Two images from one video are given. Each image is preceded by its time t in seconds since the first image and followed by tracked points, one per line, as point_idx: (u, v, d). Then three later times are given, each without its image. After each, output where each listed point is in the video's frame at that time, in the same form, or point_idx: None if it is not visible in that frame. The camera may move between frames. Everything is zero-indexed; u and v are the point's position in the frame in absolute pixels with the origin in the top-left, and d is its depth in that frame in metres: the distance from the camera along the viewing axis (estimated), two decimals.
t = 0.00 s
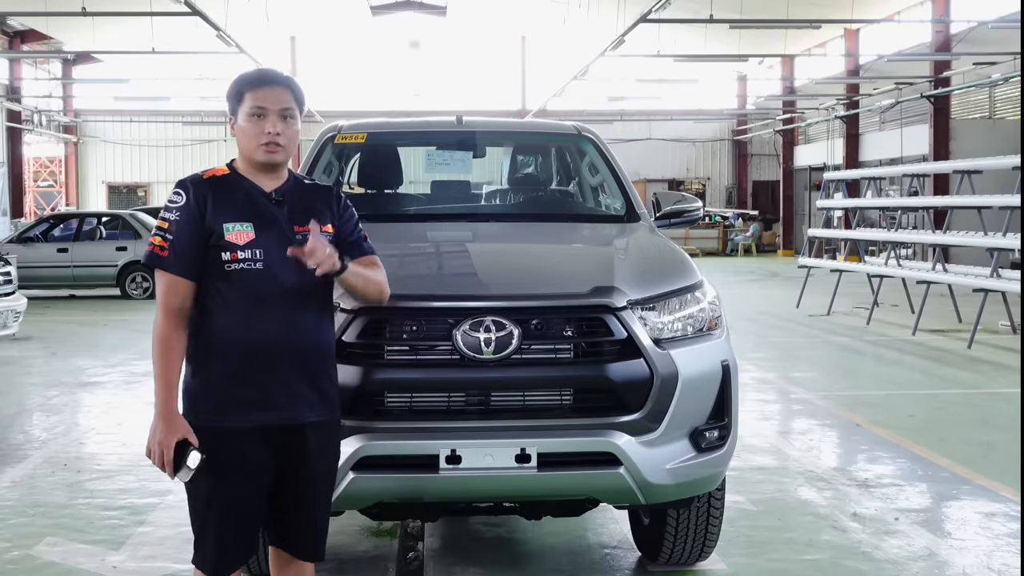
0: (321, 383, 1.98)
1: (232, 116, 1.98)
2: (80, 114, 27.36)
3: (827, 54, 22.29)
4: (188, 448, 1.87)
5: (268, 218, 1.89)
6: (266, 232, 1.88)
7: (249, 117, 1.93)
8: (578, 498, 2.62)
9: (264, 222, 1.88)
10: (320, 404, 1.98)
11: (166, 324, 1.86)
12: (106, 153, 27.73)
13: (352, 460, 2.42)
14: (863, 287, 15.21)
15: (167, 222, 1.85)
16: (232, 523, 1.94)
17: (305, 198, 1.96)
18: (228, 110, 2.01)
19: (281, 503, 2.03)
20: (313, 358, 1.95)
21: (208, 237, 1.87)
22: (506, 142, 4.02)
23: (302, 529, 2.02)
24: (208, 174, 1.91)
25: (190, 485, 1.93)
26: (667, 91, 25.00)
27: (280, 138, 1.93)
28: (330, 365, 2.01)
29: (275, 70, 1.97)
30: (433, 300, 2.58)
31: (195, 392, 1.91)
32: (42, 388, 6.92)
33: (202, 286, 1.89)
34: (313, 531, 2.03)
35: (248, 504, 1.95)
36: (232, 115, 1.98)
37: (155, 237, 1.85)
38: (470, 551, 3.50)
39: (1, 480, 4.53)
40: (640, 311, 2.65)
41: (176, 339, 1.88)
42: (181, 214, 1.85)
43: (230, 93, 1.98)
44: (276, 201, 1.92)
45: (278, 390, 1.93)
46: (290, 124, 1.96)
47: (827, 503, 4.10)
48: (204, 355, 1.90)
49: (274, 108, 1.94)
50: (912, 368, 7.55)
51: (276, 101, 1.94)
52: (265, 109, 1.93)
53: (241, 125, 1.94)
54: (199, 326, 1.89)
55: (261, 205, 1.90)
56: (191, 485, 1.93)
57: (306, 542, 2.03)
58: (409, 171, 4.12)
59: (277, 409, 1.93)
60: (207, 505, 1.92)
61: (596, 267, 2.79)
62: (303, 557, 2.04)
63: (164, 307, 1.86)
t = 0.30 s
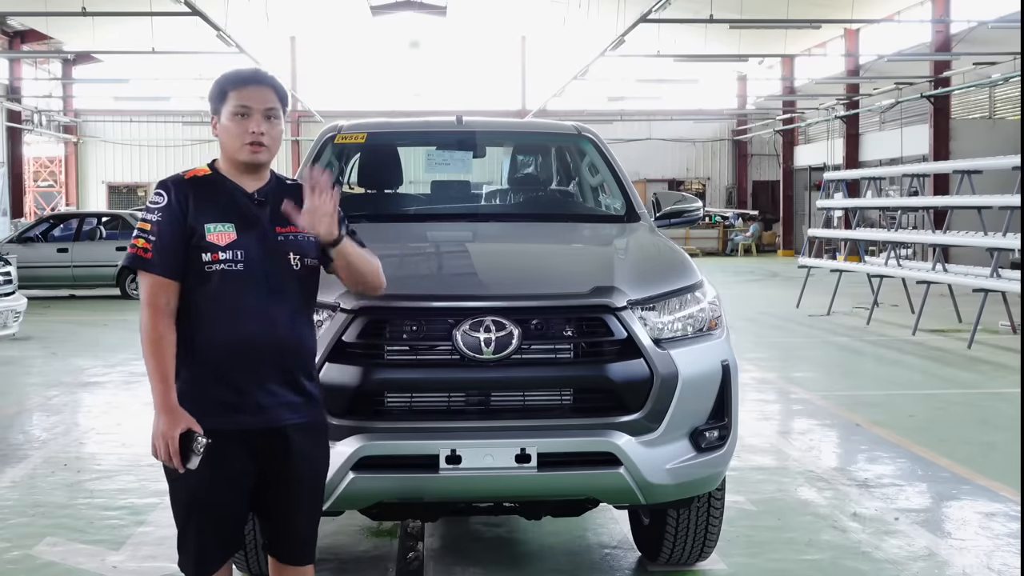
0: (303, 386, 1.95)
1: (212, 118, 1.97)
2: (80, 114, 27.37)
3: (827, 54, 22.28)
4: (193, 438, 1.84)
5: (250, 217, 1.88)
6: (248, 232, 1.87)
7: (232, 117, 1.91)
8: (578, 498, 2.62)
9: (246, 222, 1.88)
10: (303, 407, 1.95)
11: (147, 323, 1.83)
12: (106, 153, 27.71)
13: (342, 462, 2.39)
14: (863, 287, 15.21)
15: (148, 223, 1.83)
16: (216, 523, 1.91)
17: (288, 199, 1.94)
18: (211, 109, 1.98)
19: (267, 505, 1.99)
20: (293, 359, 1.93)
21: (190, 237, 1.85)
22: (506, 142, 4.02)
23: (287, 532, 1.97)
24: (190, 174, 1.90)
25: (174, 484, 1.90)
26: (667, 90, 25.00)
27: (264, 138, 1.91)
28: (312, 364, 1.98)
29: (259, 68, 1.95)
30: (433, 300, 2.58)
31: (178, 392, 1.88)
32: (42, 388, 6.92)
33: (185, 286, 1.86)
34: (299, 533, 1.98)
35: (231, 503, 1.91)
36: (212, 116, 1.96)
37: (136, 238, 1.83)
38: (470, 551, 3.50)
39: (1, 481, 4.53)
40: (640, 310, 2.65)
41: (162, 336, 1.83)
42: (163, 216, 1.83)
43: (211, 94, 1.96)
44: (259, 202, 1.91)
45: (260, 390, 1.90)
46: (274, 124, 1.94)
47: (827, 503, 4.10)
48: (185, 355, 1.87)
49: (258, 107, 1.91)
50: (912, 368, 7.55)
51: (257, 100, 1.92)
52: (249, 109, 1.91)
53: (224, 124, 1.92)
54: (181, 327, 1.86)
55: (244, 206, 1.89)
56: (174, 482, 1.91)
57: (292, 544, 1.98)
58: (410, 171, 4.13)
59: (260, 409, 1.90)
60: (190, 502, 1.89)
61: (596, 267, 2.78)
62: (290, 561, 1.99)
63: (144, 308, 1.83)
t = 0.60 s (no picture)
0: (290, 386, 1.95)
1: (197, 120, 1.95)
2: (80, 114, 27.37)
3: (827, 54, 22.28)
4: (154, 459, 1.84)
5: (239, 220, 1.87)
6: (238, 236, 1.86)
7: (218, 118, 1.90)
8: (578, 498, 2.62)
9: (235, 225, 1.86)
10: (293, 406, 1.95)
11: (130, 329, 1.80)
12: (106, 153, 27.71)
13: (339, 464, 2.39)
14: (863, 287, 15.21)
15: (132, 225, 1.80)
16: (210, 524, 1.91)
17: (274, 202, 1.94)
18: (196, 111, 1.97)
19: (260, 503, 1.98)
20: (284, 360, 1.93)
21: (178, 240, 1.82)
22: (506, 142, 4.02)
23: (283, 531, 1.97)
24: (176, 174, 1.87)
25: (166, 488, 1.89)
26: (667, 90, 25.00)
27: (252, 140, 1.90)
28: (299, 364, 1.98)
29: (242, 68, 1.94)
30: (433, 301, 2.58)
31: (165, 397, 1.86)
32: (42, 388, 6.92)
33: (171, 288, 1.84)
34: (295, 531, 1.97)
35: (226, 504, 1.91)
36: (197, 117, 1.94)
37: (120, 240, 1.80)
38: (470, 551, 3.50)
39: (1, 481, 4.53)
40: (640, 310, 2.65)
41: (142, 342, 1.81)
42: (149, 219, 1.80)
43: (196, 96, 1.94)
44: (246, 204, 1.89)
45: (252, 392, 1.89)
46: (262, 125, 1.93)
47: (827, 503, 4.10)
48: (171, 360, 1.85)
49: (245, 109, 1.91)
50: (912, 368, 7.55)
51: (243, 100, 1.91)
52: (236, 111, 1.90)
53: (210, 126, 1.91)
54: (167, 331, 1.84)
55: (231, 207, 1.87)
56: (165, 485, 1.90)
57: (288, 544, 1.98)
58: (410, 171, 4.13)
59: (252, 411, 1.89)
60: (185, 504, 1.89)
61: (596, 267, 2.79)
62: (287, 560, 1.99)
63: (127, 313, 1.80)
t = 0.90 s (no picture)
0: (284, 388, 1.96)
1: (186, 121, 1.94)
2: (80, 114, 27.38)
3: (827, 54, 22.28)
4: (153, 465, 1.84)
5: (232, 222, 1.86)
6: (233, 238, 1.85)
7: (209, 120, 1.88)
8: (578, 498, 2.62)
9: (230, 227, 1.85)
10: (288, 406, 1.96)
11: (123, 333, 1.79)
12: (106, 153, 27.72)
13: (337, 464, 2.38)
14: (863, 287, 15.22)
15: (127, 228, 1.79)
16: (205, 526, 1.91)
17: (264, 205, 1.93)
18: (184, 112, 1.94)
19: (254, 503, 1.98)
20: (277, 360, 1.93)
21: (174, 244, 1.82)
22: (506, 142, 4.02)
23: (278, 531, 1.97)
24: (169, 175, 1.86)
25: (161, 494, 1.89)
26: (667, 90, 25.01)
27: (243, 142, 1.89)
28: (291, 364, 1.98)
29: (232, 68, 1.92)
30: (433, 301, 2.58)
31: (162, 401, 1.86)
32: (42, 388, 6.92)
33: (165, 291, 1.83)
34: (289, 531, 1.98)
35: (221, 506, 1.91)
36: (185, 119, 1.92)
37: (114, 244, 1.79)
38: (470, 551, 3.50)
39: (1, 480, 4.53)
40: (640, 310, 2.65)
41: (135, 346, 1.80)
42: (143, 223, 1.79)
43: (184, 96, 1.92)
44: (239, 206, 1.88)
45: (246, 393, 1.90)
46: (251, 127, 1.91)
47: (827, 502, 4.10)
48: (165, 364, 1.85)
49: (236, 111, 1.89)
50: (912, 368, 7.55)
51: (232, 102, 1.89)
52: (226, 113, 1.88)
53: (200, 127, 1.89)
54: (162, 335, 1.84)
55: (225, 210, 1.86)
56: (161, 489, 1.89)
57: (282, 543, 1.98)
58: (410, 171, 4.14)
59: (247, 412, 1.90)
60: (181, 508, 1.89)
61: (596, 267, 2.78)
62: (282, 560, 1.99)
63: (121, 318, 1.79)
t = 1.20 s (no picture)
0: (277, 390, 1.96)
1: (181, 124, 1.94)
2: (80, 114, 27.38)
3: (827, 54, 22.27)
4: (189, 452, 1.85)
5: (224, 223, 1.86)
6: (222, 238, 1.85)
7: (202, 123, 1.87)
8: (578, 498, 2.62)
9: (219, 228, 1.85)
10: (280, 408, 1.95)
11: (120, 336, 1.78)
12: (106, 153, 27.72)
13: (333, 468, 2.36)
14: (863, 287, 15.21)
15: (119, 230, 1.79)
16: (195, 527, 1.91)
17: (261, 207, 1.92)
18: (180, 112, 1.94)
19: (248, 505, 1.98)
20: (271, 362, 1.93)
21: (165, 246, 1.82)
22: (506, 142, 4.02)
23: (270, 533, 1.98)
24: (162, 176, 1.86)
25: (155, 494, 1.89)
26: (667, 90, 25.02)
27: (236, 145, 1.87)
28: (284, 366, 1.98)
29: (228, 69, 1.90)
30: (433, 301, 2.58)
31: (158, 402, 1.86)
32: (42, 388, 6.92)
33: (159, 294, 1.83)
34: (281, 533, 1.98)
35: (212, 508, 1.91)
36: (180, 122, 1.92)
37: (107, 246, 1.79)
38: (470, 551, 3.50)
39: (1, 481, 4.53)
40: (640, 310, 2.65)
41: (131, 347, 1.78)
42: (135, 224, 1.79)
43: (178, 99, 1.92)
44: (232, 206, 1.87)
45: (238, 394, 1.89)
46: (246, 130, 1.90)
47: (827, 503, 4.10)
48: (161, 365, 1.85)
49: (230, 114, 1.87)
50: (912, 368, 7.55)
51: (225, 106, 1.87)
52: (220, 116, 1.87)
53: (195, 130, 1.87)
54: (156, 338, 1.84)
55: (218, 211, 1.86)
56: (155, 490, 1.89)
57: (273, 544, 1.98)
58: (409, 170, 4.14)
59: (240, 413, 1.89)
60: (172, 508, 1.89)
61: (596, 267, 2.78)
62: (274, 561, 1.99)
63: (116, 320, 1.78)
